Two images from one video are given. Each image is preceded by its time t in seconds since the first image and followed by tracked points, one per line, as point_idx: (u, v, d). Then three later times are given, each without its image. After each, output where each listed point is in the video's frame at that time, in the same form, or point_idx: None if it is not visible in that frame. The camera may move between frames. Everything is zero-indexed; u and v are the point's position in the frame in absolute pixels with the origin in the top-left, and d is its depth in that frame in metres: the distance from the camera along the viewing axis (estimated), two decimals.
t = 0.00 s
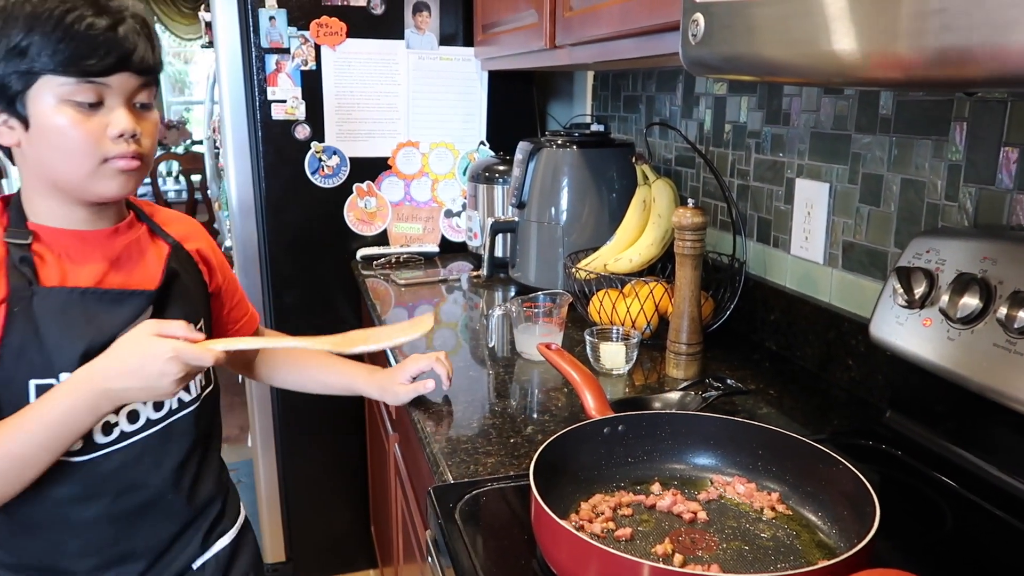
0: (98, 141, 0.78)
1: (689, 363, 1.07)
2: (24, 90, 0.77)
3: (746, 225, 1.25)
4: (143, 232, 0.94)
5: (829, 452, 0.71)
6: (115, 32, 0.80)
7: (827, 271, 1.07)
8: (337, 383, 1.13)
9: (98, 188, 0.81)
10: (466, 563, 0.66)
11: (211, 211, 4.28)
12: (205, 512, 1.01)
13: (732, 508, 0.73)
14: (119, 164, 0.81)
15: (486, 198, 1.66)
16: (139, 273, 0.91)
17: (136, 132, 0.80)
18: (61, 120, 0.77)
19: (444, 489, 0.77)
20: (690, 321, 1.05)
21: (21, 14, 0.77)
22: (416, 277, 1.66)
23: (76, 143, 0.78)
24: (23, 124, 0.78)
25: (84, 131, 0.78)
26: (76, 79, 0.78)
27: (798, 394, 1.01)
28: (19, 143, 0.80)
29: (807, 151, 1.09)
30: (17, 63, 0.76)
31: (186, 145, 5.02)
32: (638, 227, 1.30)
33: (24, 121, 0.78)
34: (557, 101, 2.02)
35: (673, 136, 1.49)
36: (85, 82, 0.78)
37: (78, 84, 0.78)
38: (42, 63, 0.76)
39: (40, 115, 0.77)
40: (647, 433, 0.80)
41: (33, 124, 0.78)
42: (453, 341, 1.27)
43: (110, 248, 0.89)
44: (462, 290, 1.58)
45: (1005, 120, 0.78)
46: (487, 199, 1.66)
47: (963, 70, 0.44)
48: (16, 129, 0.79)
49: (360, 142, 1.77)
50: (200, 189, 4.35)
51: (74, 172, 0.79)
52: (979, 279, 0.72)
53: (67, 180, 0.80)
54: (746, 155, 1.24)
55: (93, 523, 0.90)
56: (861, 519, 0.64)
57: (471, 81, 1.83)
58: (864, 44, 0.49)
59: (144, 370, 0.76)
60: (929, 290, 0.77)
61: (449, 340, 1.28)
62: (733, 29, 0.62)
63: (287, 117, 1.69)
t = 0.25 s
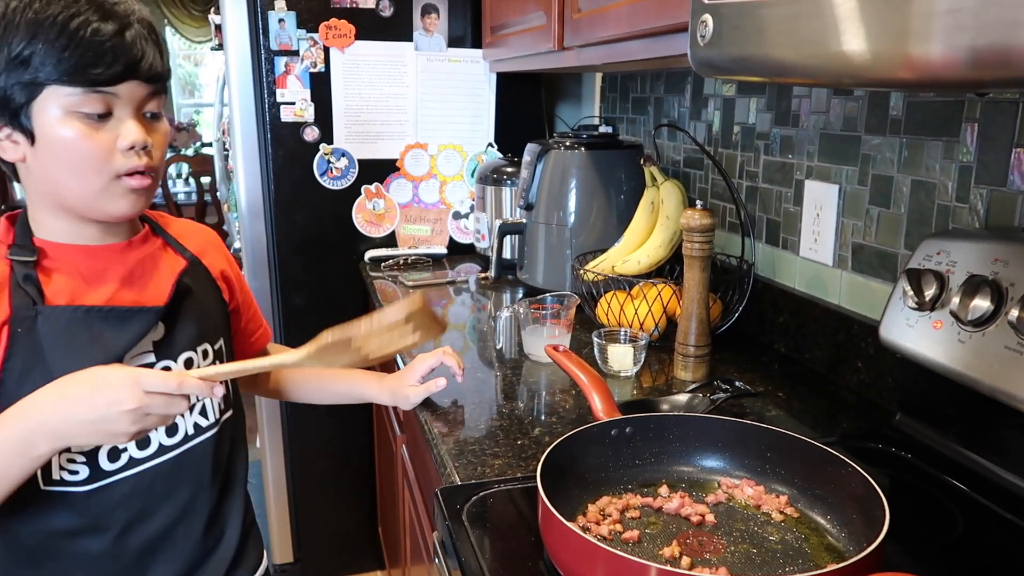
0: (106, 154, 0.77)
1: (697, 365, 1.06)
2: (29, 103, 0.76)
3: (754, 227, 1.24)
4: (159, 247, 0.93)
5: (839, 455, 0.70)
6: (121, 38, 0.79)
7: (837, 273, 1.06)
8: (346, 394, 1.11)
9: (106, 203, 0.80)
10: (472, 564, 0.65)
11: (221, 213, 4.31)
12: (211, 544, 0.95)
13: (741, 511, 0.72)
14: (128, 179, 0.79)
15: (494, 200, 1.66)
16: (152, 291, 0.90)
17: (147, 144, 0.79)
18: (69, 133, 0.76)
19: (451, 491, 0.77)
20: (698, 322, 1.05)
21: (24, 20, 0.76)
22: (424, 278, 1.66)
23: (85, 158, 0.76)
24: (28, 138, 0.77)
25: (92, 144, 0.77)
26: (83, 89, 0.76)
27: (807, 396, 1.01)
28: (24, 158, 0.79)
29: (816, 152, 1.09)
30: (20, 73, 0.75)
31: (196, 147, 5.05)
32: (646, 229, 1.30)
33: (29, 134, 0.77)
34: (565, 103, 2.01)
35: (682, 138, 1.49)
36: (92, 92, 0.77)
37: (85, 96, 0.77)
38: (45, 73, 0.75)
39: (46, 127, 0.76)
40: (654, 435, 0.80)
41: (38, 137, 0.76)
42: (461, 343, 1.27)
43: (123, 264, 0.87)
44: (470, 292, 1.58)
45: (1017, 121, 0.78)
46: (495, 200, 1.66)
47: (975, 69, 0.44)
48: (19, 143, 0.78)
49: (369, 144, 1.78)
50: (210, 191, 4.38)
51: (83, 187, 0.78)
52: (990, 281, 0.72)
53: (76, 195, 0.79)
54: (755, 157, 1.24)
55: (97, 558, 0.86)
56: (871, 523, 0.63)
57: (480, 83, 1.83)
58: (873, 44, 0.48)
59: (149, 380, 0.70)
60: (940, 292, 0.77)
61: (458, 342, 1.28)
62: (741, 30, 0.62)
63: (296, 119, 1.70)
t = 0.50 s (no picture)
0: (149, 169, 0.78)
1: (699, 363, 1.06)
2: (71, 114, 0.76)
3: (758, 225, 1.24)
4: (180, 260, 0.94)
5: (840, 452, 0.70)
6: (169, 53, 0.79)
7: (840, 271, 1.06)
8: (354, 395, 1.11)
9: (145, 217, 0.80)
10: (472, 562, 0.65)
11: (225, 212, 4.32)
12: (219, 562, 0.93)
13: (742, 508, 0.72)
14: (167, 199, 0.81)
15: (497, 199, 1.66)
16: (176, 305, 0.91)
17: (189, 161, 0.80)
18: (113, 146, 0.76)
19: (452, 488, 0.77)
20: (701, 320, 1.04)
21: (73, 28, 0.75)
22: (427, 277, 1.66)
23: (129, 174, 0.77)
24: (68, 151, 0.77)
25: (137, 159, 0.77)
26: (130, 103, 0.77)
27: (810, 394, 1.01)
28: (61, 168, 0.78)
29: (819, 150, 1.08)
30: (65, 85, 0.74)
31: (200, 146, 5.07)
32: (649, 227, 1.30)
33: (69, 145, 0.76)
34: (569, 100, 2.03)
35: (685, 136, 1.49)
36: (138, 107, 0.77)
37: (128, 109, 0.77)
38: (92, 85, 0.75)
39: (90, 139, 0.76)
40: (655, 432, 0.80)
41: (81, 148, 0.76)
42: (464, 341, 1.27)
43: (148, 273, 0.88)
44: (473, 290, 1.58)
45: (1021, 117, 0.77)
46: (498, 199, 1.66)
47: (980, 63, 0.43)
48: (58, 154, 0.77)
49: (372, 142, 1.78)
50: (215, 191, 4.40)
51: (125, 203, 0.79)
52: (992, 278, 0.71)
53: (116, 209, 0.79)
54: (759, 155, 1.23)
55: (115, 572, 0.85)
56: (872, 522, 0.63)
57: (483, 82, 1.83)
58: (877, 39, 0.48)
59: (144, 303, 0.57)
60: (942, 289, 0.77)
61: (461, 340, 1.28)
62: (744, 26, 0.62)
63: (300, 117, 1.70)
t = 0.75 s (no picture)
0: (152, 150, 0.77)
1: (699, 354, 1.06)
2: (67, 99, 0.73)
3: (759, 215, 1.23)
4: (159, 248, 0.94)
5: (839, 442, 0.70)
6: (165, 31, 0.77)
7: (841, 261, 1.05)
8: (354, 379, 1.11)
9: (148, 200, 0.80)
10: (469, 551, 0.65)
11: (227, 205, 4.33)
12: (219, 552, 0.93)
13: (740, 498, 0.72)
14: (170, 176, 0.81)
15: (498, 190, 1.66)
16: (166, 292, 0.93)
17: (187, 141, 0.81)
18: (116, 130, 0.75)
19: (450, 477, 0.77)
20: (700, 310, 1.04)
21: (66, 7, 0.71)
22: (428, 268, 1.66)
23: (131, 159, 0.76)
24: (65, 136, 0.74)
25: (140, 144, 0.76)
26: (132, 84, 0.75)
27: (810, 385, 1.00)
28: (54, 153, 0.75)
29: (821, 140, 1.07)
30: (61, 74, 0.71)
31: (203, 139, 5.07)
32: (650, 218, 1.30)
33: (66, 129, 0.74)
34: (571, 91, 2.01)
35: (687, 126, 1.48)
36: (140, 88, 0.75)
37: (128, 90, 0.75)
38: (91, 70, 0.72)
39: (91, 123, 0.74)
40: (653, 421, 0.80)
41: (80, 133, 0.74)
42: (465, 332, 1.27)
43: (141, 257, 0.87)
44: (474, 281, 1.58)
45: None
46: (500, 189, 1.66)
47: (985, 46, 0.43)
48: (51, 139, 0.75)
49: (374, 133, 1.77)
50: (217, 183, 4.40)
51: (125, 188, 0.78)
52: (994, 267, 0.71)
53: (117, 194, 0.78)
54: (760, 145, 1.23)
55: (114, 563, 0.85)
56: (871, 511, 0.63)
57: (485, 72, 1.82)
58: (880, 24, 0.48)
59: (351, 250, 0.64)
60: (943, 279, 0.76)
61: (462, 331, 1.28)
62: (743, 12, 0.61)
63: (300, 108, 1.70)
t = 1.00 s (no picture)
0: (170, 128, 0.74)
1: (696, 344, 1.06)
2: (81, 78, 0.67)
3: (757, 206, 1.23)
4: (158, 239, 0.93)
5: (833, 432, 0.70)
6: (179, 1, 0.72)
7: (838, 252, 1.05)
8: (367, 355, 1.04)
9: (166, 179, 0.77)
10: (465, 540, 0.66)
11: (225, 195, 4.32)
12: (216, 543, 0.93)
13: (735, 487, 0.72)
14: (187, 151, 0.78)
15: (496, 180, 1.66)
16: (179, 277, 0.92)
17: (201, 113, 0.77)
18: (133, 107, 0.70)
19: (446, 466, 0.77)
20: (697, 300, 1.04)
21: None
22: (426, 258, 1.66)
23: (152, 139, 0.72)
24: (78, 117, 0.69)
25: (159, 122, 0.72)
26: (150, 58, 0.70)
27: (807, 375, 1.00)
28: (66, 135, 0.71)
29: (820, 130, 1.07)
30: (74, 51, 0.66)
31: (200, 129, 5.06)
32: (647, 209, 1.29)
33: (81, 110, 0.69)
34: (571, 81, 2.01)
35: (686, 116, 1.48)
36: (157, 62, 0.70)
37: (145, 64, 0.70)
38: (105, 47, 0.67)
39: (107, 101, 0.69)
40: (649, 411, 0.80)
41: (96, 114, 0.69)
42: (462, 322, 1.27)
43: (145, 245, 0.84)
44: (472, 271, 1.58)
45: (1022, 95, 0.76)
46: (498, 180, 1.65)
47: (984, 35, 0.43)
48: (62, 120, 0.69)
49: (371, 123, 1.77)
50: (215, 174, 4.39)
51: (146, 168, 0.74)
52: (990, 258, 0.71)
53: (134, 175, 0.75)
54: (759, 135, 1.23)
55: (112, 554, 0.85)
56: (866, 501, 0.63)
57: (483, 62, 1.81)
58: (880, 12, 0.47)
59: (493, 290, 0.62)
60: (940, 269, 0.76)
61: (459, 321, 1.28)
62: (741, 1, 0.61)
63: (298, 98, 1.69)
